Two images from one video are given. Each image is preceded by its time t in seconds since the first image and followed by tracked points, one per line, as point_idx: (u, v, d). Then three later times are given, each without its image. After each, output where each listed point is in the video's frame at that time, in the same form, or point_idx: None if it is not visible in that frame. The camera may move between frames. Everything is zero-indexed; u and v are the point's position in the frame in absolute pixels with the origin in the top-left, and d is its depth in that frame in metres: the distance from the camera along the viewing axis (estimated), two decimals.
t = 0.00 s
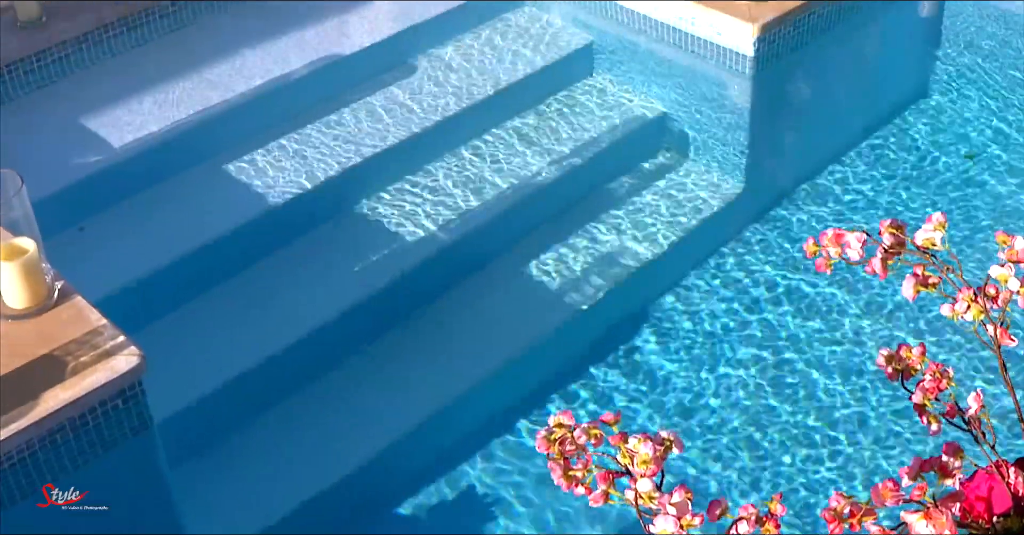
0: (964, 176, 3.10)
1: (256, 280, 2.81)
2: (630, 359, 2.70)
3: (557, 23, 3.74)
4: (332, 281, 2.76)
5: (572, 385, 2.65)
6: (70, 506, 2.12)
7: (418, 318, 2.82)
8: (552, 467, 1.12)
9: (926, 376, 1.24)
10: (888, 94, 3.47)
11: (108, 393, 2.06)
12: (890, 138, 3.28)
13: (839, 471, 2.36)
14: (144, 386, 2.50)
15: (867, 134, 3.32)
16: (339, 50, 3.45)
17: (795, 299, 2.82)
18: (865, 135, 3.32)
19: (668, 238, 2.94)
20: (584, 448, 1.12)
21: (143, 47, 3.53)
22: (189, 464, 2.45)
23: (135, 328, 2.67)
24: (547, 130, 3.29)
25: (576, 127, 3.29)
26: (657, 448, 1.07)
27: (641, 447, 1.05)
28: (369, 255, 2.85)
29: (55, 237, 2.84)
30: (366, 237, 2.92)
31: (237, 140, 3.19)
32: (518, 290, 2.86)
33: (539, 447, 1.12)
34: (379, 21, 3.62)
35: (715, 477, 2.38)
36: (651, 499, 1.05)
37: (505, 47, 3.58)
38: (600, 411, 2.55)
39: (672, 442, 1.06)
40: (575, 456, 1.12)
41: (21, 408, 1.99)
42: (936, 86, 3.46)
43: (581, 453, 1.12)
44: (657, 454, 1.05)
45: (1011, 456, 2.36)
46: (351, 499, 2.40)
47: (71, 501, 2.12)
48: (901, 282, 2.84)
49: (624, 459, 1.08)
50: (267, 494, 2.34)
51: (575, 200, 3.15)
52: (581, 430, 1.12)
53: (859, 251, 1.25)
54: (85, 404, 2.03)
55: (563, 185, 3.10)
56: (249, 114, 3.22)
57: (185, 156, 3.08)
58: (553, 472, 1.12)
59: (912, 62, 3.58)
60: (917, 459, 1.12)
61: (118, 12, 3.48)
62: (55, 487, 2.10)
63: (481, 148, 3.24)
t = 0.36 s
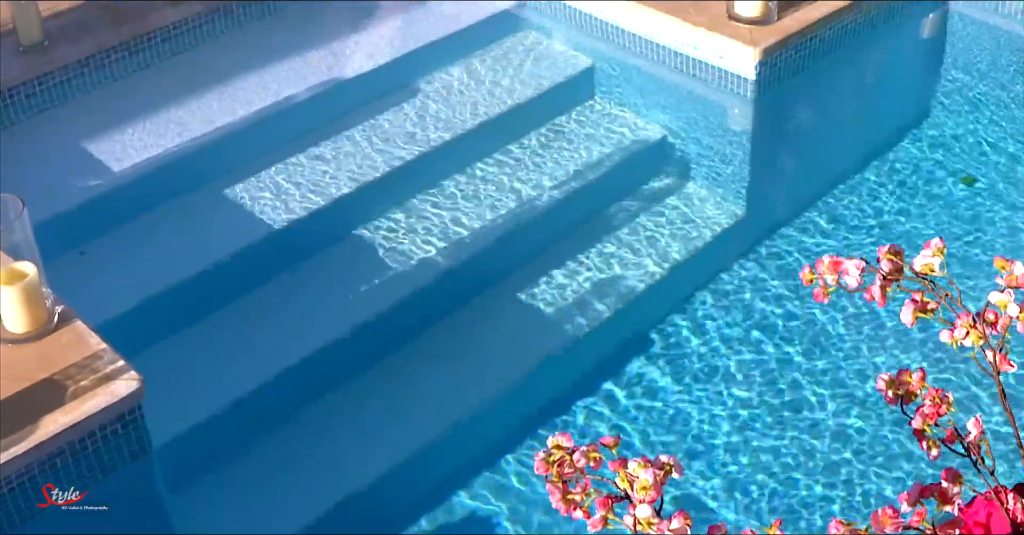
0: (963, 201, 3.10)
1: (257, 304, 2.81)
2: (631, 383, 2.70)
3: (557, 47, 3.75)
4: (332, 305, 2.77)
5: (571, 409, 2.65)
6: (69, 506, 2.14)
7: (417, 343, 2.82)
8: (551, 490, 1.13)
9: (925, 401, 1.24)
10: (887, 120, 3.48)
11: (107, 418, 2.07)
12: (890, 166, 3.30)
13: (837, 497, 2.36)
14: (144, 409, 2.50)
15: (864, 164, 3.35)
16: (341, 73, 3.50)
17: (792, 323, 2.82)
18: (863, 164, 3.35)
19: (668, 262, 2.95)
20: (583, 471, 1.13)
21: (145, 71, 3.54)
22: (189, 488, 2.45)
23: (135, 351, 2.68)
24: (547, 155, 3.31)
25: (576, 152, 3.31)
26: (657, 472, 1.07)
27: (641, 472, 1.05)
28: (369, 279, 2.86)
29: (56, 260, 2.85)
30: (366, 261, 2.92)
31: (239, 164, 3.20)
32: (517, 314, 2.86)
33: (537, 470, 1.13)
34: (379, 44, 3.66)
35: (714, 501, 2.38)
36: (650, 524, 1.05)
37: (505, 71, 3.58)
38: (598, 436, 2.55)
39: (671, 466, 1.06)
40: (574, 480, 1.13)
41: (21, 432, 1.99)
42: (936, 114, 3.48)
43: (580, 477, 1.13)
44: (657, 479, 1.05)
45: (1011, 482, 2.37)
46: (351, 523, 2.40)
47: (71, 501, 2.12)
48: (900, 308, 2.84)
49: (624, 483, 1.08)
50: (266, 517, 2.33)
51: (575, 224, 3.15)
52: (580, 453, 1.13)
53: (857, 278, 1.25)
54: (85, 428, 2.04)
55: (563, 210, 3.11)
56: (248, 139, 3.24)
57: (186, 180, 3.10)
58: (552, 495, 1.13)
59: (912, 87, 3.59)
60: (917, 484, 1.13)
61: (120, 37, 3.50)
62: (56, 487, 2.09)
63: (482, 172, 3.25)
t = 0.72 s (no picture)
0: (962, 227, 3.12)
1: (257, 326, 2.81)
2: (632, 404, 2.69)
3: (558, 72, 3.75)
4: (333, 330, 2.77)
5: (574, 427, 2.64)
6: (68, 505, 2.10)
7: (418, 366, 2.81)
8: (547, 518, 1.12)
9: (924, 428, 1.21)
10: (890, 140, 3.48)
11: (107, 441, 2.06)
12: (890, 190, 3.29)
13: (836, 525, 2.36)
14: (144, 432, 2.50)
15: (868, 185, 3.31)
16: (343, 95, 3.53)
17: (793, 347, 2.82)
18: (865, 186, 3.32)
19: (668, 289, 2.97)
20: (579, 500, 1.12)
21: (145, 92, 3.53)
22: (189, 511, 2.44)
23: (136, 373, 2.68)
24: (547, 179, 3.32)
25: (576, 177, 3.32)
26: (654, 501, 1.07)
27: (639, 500, 1.05)
28: (370, 303, 2.86)
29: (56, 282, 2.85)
30: (366, 285, 2.93)
31: (241, 187, 3.20)
32: (518, 338, 2.87)
33: (534, 499, 1.11)
34: (381, 66, 3.69)
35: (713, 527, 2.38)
36: None
37: (506, 94, 3.61)
38: (599, 459, 2.54)
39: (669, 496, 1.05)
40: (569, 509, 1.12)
41: (21, 455, 1.99)
42: (934, 133, 3.47)
43: (577, 506, 1.13)
44: (655, 508, 1.05)
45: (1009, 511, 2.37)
46: None
47: (71, 501, 2.09)
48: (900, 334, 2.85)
49: (621, 511, 1.08)
50: None
51: (576, 250, 3.15)
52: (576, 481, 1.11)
53: (858, 303, 1.25)
54: (85, 451, 2.03)
55: (560, 235, 3.14)
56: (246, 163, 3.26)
57: (187, 203, 3.11)
58: (549, 523, 1.12)
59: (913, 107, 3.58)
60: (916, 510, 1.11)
61: (121, 59, 3.51)
62: (56, 487, 2.05)
63: (483, 197, 3.24)
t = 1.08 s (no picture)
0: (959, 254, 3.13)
1: (256, 352, 2.81)
2: (631, 432, 2.71)
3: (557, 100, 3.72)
4: (331, 354, 2.77)
5: (571, 458, 2.67)
6: (68, 506, 2.06)
7: (415, 393, 2.82)
8: None
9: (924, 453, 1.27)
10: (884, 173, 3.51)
11: (105, 465, 2.06)
12: (887, 220, 3.32)
13: None
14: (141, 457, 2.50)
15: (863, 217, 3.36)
16: (342, 123, 3.49)
17: (791, 372, 2.84)
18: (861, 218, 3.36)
19: (664, 315, 2.95)
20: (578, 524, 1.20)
21: (145, 118, 3.53)
22: None
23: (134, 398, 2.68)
24: (543, 212, 3.29)
25: (575, 204, 3.32)
26: (652, 528, 1.15)
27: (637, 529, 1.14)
28: (368, 328, 2.86)
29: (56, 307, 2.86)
30: (365, 311, 2.93)
31: (244, 210, 3.23)
32: (516, 364, 2.87)
33: (536, 525, 1.20)
34: (382, 93, 3.65)
35: None
36: None
37: (503, 124, 3.58)
38: (597, 485, 2.56)
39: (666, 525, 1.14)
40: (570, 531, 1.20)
41: (20, 478, 1.98)
42: (931, 167, 3.50)
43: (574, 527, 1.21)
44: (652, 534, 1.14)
45: None
46: None
47: (71, 501, 2.04)
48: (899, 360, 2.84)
49: None
50: None
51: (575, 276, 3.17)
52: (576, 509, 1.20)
53: (858, 329, 1.34)
54: (83, 476, 2.03)
55: (561, 259, 3.12)
56: (248, 188, 3.25)
57: (186, 229, 3.12)
58: None
59: (910, 136, 3.60)
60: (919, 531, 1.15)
61: (122, 84, 3.50)
62: (56, 487, 2.01)
63: (479, 226, 3.25)
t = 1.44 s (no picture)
0: (962, 282, 3.12)
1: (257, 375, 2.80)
2: (634, 456, 2.69)
3: (558, 126, 3.69)
4: (332, 379, 2.76)
5: (572, 481, 2.64)
6: (68, 508, 2.01)
7: (416, 416, 2.80)
8: None
9: (923, 482, 1.37)
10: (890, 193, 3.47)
11: (105, 489, 2.04)
12: (892, 241, 3.30)
13: None
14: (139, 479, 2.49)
15: (869, 236, 3.34)
16: (343, 146, 3.50)
17: (795, 397, 2.82)
18: (867, 238, 3.33)
19: (667, 340, 2.95)
20: None
21: (148, 140, 3.52)
22: None
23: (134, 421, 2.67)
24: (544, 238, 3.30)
25: (577, 229, 3.32)
26: None
27: None
28: (370, 353, 2.85)
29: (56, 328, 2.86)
30: (366, 335, 2.92)
31: (246, 233, 3.24)
32: (518, 389, 2.84)
33: None
34: (382, 116, 3.65)
35: None
36: None
37: (504, 148, 3.59)
38: (599, 511, 2.54)
39: None
40: None
41: (19, 502, 1.98)
42: (936, 185, 3.47)
43: None
44: None
45: None
46: None
47: (71, 501, 2.00)
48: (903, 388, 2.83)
49: None
50: None
51: (578, 300, 3.14)
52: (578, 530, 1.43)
53: (864, 355, 1.42)
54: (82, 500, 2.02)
55: (562, 286, 3.13)
56: (251, 214, 3.26)
57: (188, 250, 3.11)
58: None
59: (912, 159, 3.58)
60: None
61: (124, 107, 3.49)
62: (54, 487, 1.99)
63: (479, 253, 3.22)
